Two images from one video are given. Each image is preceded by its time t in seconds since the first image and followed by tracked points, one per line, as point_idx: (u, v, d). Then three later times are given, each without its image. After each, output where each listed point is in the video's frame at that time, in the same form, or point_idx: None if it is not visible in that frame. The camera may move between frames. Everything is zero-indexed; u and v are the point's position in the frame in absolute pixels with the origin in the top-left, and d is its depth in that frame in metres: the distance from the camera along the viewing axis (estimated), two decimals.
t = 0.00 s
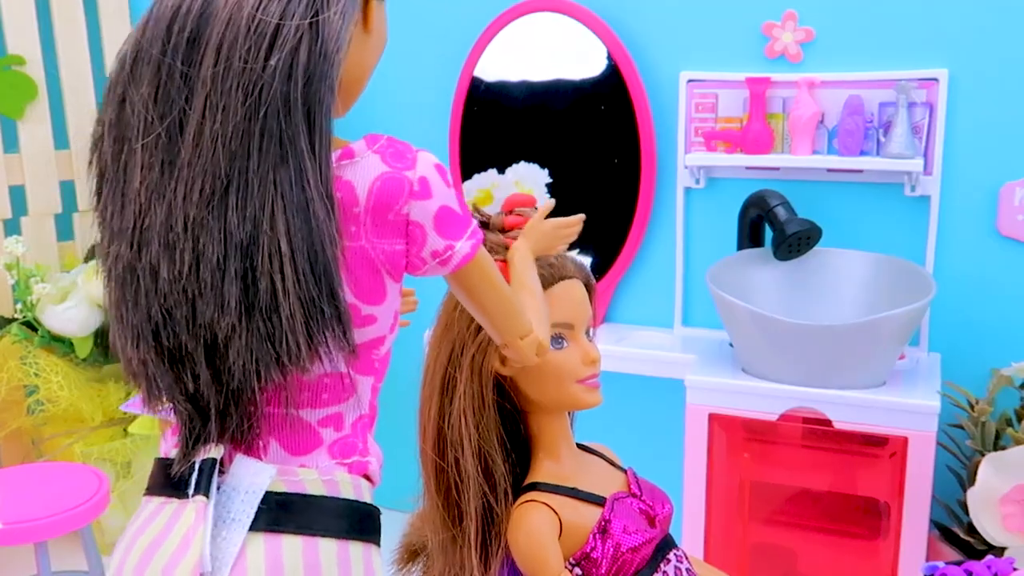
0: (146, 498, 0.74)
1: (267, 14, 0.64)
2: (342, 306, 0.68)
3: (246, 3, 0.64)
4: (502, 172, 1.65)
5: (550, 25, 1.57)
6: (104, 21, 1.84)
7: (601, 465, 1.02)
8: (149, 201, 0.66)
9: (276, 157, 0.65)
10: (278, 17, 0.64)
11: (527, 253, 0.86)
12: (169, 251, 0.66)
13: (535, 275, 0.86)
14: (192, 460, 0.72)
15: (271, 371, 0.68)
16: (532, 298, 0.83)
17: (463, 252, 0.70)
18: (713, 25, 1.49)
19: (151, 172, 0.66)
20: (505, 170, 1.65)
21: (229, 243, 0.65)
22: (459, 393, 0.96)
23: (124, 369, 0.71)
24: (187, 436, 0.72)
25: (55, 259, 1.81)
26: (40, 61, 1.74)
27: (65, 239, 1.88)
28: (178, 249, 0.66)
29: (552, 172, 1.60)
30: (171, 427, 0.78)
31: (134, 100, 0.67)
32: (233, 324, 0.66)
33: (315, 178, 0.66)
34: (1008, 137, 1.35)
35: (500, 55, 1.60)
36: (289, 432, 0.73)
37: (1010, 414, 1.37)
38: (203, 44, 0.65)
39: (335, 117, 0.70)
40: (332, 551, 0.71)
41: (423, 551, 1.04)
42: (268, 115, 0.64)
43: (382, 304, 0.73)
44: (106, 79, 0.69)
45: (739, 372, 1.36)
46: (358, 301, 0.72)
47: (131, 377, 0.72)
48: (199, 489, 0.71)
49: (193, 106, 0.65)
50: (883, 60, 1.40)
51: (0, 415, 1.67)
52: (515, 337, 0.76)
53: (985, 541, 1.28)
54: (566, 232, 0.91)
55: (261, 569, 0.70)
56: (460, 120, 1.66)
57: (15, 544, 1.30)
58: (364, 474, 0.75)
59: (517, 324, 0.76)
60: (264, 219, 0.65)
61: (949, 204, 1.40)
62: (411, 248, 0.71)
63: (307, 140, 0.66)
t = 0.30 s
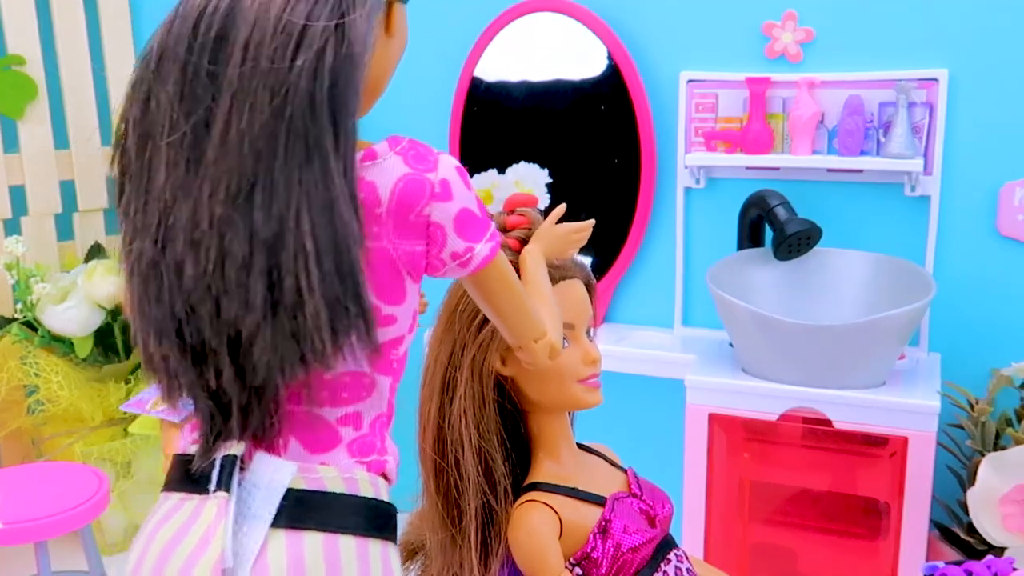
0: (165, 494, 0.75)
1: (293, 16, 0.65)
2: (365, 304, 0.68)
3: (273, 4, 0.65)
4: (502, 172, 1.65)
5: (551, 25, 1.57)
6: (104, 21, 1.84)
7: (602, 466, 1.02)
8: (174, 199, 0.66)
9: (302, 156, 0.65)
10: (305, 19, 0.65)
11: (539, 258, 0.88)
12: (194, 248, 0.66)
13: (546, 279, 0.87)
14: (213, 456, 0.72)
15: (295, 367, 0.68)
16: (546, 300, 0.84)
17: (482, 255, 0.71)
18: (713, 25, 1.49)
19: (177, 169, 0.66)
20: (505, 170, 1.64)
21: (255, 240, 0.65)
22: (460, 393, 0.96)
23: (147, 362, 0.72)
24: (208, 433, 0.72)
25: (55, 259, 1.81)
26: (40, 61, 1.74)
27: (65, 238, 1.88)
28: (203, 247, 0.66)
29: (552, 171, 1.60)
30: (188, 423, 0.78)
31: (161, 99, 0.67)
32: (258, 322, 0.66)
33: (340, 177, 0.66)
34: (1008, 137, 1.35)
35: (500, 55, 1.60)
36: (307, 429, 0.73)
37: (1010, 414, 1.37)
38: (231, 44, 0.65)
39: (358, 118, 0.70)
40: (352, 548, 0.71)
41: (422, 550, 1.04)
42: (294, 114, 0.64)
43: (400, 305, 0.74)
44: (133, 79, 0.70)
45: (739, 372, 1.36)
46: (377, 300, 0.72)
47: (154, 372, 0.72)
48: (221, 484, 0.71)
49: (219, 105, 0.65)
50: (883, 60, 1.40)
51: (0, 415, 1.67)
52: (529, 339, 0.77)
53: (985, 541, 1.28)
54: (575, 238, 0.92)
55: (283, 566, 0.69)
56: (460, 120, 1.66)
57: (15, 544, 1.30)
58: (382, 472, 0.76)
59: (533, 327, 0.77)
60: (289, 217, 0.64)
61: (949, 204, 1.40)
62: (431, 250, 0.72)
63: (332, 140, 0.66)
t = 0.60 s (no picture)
0: (179, 487, 0.75)
1: (315, 17, 0.65)
2: (385, 299, 0.69)
3: (295, 5, 0.65)
4: (502, 172, 1.65)
5: (551, 25, 1.57)
6: (104, 21, 1.84)
7: (600, 466, 1.02)
8: (195, 195, 0.66)
9: (323, 154, 0.66)
10: (326, 20, 0.65)
11: (535, 259, 0.87)
12: (215, 243, 0.66)
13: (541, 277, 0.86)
14: (229, 449, 0.73)
15: (315, 361, 0.68)
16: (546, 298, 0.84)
17: (493, 253, 0.72)
18: (713, 25, 1.49)
19: (198, 166, 0.66)
20: (505, 170, 1.64)
21: (277, 236, 0.65)
22: (456, 393, 0.96)
23: (162, 357, 0.72)
24: (223, 424, 0.72)
25: (55, 259, 1.81)
26: (40, 61, 1.74)
27: (65, 238, 1.88)
28: (226, 242, 0.66)
29: (552, 172, 1.60)
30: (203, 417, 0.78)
31: (181, 97, 0.67)
32: (281, 316, 0.66)
33: (360, 176, 0.67)
34: (1008, 137, 1.35)
35: (500, 55, 1.60)
36: (320, 423, 0.74)
37: (1010, 414, 1.37)
38: (252, 44, 0.65)
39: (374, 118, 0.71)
40: (367, 539, 0.71)
41: (419, 551, 1.04)
42: (316, 114, 0.65)
43: (412, 302, 0.74)
44: (150, 77, 0.70)
45: (739, 372, 1.36)
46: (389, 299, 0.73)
47: (170, 368, 0.72)
48: (238, 476, 0.71)
49: (242, 103, 0.65)
50: (883, 60, 1.40)
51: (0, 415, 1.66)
52: (534, 338, 0.77)
53: (985, 541, 1.28)
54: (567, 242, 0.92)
55: (299, 557, 0.69)
56: (460, 120, 1.66)
57: (15, 544, 1.30)
58: (393, 465, 0.76)
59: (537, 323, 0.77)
60: (310, 213, 0.65)
61: (949, 204, 1.40)
62: (443, 247, 0.72)
63: (352, 140, 0.67)
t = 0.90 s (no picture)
0: (150, 490, 0.76)
1: (270, 15, 0.65)
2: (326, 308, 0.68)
3: (252, 4, 0.65)
4: (502, 172, 1.65)
5: (551, 24, 1.57)
6: (104, 21, 1.84)
7: (602, 465, 1.02)
8: (151, 197, 0.68)
9: (269, 157, 0.65)
10: (281, 17, 0.65)
11: (561, 259, 0.89)
12: (165, 247, 0.67)
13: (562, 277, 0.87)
14: (186, 455, 0.74)
15: (254, 370, 0.68)
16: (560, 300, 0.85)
17: (465, 256, 0.70)
18: (713, 24, 1.49)
19: (154, 168, 0.68)
20: (505, 170, 1.64)
21: (219, 240, 0.66)
22: (461, 393, 0.96)
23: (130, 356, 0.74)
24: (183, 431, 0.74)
25: (55, 259, 1.81)
26: (40, 60, 1.74)
27: (65, 238, 1.88)
28: (173, 246, 0.67)
29: (552, 171, 1.60)
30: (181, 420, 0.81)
31: (145, 97, 0.68)
32: (222, 321, 0.67)
33: (307, 180, 0.66)
34: (1009, 137, 1.35)
35: (500, 55, 1.60)
36: (287, 430, 0.72)
37: (1010, 414, 1.38)
38: (209, 44, 0.66)
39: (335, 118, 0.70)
40: (316, 553, 0.70)
41: (423, 550, 1.04)
42: (263, 115, 0.65)
43: (381, 306, 0.72)
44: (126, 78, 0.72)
45: (739, 372, 1.36)
46: (357, 302, 0.71)
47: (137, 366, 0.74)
48: (188, 485, 0.72)
49: (195, 104, 0.66)
50: (884, 61, 1.40)
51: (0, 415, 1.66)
52: (531, 344, 0.77)
53: (985, 541, 1.28)
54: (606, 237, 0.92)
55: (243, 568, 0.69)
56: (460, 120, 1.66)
57: (15, 544, 1.30)
58: (359, 477, 0.74)
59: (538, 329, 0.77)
60: (251, 218, 0.65)
61: (949, 204, 1.40)
62: (412, 250, 0.70)
63: (301, 139, 0.66)
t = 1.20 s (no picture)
0: (159, 498, 0.75)
1: (286, 17, 0.65)
2: (363, 303, 0.69)
3: (266, 5, 0.65)
4: (502, 172, 1.65)
5: (551, 25, 1.57)
6: (104, 21, 1.84)
7: (598, 466, 1.02)
8: (167, 201, 0.66)
9: (297, 156, 0.65)
10: (298, 19, 0.65)
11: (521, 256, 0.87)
12: (188, 249, 0.66)
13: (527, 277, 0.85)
14: (208, 458, 0.72)
15: (293, 367, 0.68)
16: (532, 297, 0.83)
17: (474, 253, 0.71)
18: (713, 24, 1.49)
19: (170, 171, 0.66)
20: (505, 170, 1.64)
21: (252, 241, 0.65)
22: (455, 395, 0.96)
23: (138, 367, 0.71)
24: (202, 433, 0.72)
25: (55, 259, 1.81)
26: (40, 60, 1.74)
27: (65, 238, 1.88)
28: (200, 248, 0.66)
29: (552, 171, 1.60)
30: (180, 427, 0.78)
31: (151, 100, 0.67)
32: (258, 323, 0.66)
33: (336, 177, 0.67)
34: (1009, 137, 1.35)
35: (499, 56, 1.60)
36: (300, 429, 0.73)
37: (1010, 414, 1.38)
38: (222, 45, 0.65)
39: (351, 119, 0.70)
40: (350, 545, 0.71)
41: (419, 552, 1.04)
42: (289, 115, 0.65)
43: (393, 304, 0.74)
44: (118, 80, 0.69)
45: (739, 372, 1.36)
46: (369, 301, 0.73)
47: (146, 377, 0.72)
48: (217, 486, 0.71)
49: (213, 105, 0.65)
50: (884, 61, 1.40)
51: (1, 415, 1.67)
52: (517, 338, 0.77)
53: (985, 542, 1.28)
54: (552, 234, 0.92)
55: (281, 565, 0.69)
56: (460, 120, 1.66)
57: (14, 544, 1.30)
58: (376, 471, 0.76)
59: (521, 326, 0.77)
60: (285, 217, 0.65)
61: (949, 204, 1.40)
62: (423, 248, 0.72)
63: (326, 141, 0.67)
